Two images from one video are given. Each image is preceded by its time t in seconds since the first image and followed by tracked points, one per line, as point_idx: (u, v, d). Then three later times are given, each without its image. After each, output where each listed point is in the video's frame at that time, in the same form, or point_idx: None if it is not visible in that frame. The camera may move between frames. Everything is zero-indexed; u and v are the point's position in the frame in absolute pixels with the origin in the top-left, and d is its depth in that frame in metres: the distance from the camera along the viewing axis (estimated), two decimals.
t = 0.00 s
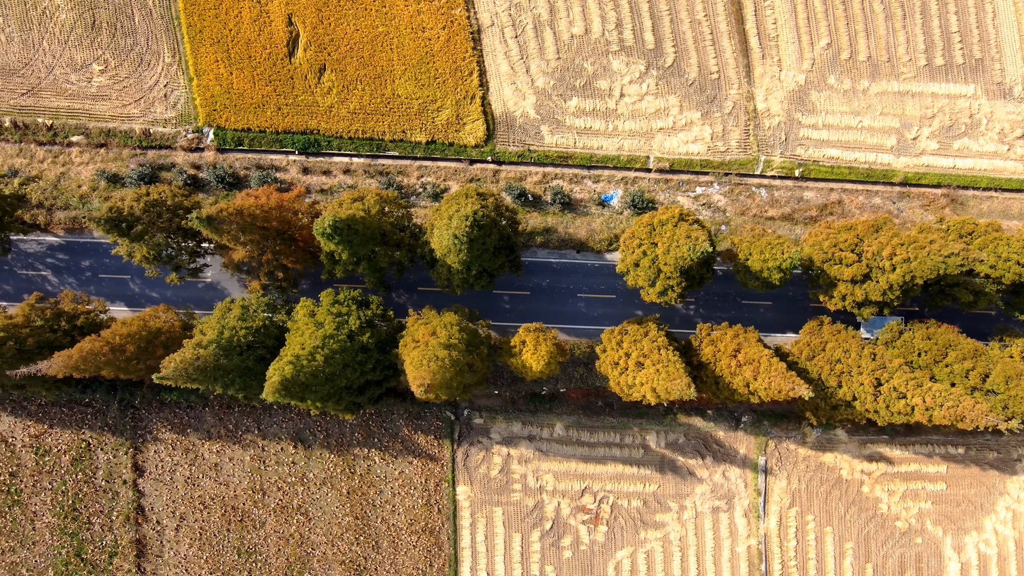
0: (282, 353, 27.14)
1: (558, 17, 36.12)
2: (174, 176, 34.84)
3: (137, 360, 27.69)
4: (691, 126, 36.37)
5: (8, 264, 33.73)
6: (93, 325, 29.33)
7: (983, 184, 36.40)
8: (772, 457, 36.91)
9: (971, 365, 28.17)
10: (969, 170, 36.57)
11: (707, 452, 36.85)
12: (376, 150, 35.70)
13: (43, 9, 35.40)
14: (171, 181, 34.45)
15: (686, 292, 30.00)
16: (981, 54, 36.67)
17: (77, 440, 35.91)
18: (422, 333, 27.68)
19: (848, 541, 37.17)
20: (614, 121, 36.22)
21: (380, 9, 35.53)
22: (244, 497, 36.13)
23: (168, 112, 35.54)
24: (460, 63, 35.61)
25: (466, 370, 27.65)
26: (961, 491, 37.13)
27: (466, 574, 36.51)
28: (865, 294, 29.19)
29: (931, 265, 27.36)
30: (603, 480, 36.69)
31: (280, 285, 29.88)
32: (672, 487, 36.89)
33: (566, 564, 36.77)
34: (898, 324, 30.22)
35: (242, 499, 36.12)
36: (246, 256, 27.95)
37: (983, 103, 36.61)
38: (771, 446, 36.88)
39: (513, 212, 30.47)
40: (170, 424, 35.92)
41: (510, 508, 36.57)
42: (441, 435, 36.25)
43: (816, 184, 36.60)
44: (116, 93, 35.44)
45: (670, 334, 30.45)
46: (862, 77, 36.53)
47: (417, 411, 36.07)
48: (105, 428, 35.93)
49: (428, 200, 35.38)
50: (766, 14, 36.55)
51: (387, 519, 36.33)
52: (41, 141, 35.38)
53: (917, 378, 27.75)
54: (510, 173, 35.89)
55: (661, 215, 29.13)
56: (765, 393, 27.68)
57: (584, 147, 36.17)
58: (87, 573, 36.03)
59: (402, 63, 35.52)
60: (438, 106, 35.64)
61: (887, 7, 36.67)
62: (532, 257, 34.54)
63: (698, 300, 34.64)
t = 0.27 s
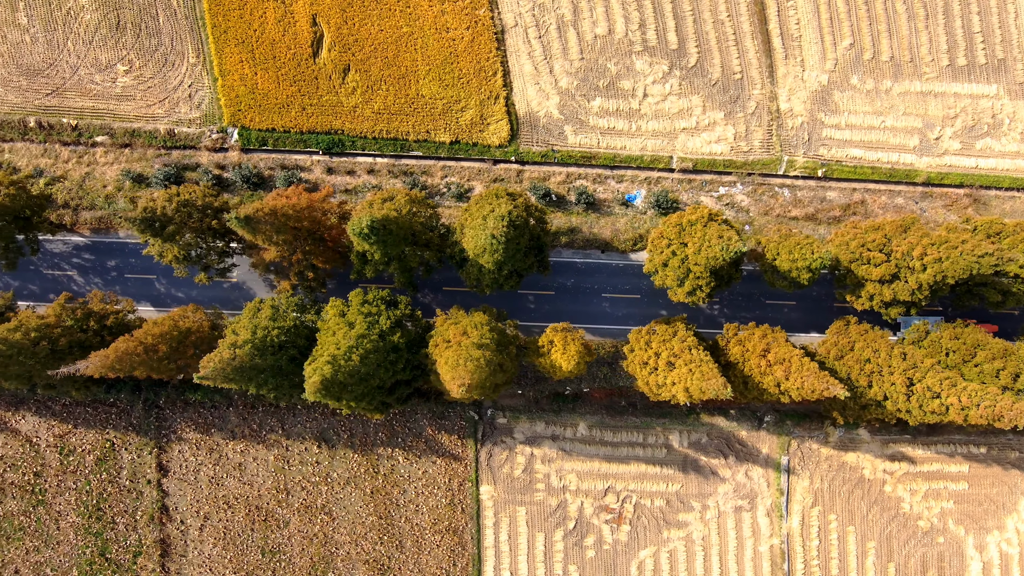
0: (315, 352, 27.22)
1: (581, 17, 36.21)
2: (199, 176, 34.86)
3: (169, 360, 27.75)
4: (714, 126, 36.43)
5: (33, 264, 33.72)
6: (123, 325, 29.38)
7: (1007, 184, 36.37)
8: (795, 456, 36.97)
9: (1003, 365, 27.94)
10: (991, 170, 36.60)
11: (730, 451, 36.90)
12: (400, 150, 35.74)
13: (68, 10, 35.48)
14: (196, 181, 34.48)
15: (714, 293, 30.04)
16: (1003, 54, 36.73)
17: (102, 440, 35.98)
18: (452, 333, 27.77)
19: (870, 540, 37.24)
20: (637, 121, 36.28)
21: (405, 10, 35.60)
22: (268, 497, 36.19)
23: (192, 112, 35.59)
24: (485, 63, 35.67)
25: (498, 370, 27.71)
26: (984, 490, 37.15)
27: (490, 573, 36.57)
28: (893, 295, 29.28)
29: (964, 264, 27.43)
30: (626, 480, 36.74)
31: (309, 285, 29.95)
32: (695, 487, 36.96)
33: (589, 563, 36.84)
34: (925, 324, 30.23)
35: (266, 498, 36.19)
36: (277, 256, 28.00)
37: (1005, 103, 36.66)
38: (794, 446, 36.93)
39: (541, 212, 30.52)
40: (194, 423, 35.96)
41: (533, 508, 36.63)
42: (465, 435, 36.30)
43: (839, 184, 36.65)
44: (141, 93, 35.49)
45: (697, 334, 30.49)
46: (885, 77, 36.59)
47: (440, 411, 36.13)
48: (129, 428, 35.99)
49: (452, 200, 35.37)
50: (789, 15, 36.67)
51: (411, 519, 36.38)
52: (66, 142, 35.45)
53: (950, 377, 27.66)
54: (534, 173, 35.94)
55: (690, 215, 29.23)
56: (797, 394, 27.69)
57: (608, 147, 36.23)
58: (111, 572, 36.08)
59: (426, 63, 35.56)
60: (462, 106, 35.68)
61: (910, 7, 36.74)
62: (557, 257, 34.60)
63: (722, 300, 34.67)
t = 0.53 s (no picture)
0: (350, 352, 27.40)
1: (605, 18, 36.28)
2: (224, 176, 34.88)
3: (200, 360, 27.79)
4: (737, 127, 36.48)
5: (59, 263, 33.72)
6: (152, 324, 29.40)
7: None
8: (817, 456, 37.00)
9: None
10: (1014, 170, 36.62)
11: (752, 451, 36.96)
12: (424, 150, 35.79)
13: (93, 10, 35.54)
14: (222, 181, 34.49)
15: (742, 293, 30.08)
16: None
17: (126, 440, 36.03)
18: (483, 333, 27.89)
19: (892, 540, 37.31)
20: (661, 122, 36.32)
21: (429, 10, 35.65)
22: (292, 497, 36.25)
23: (216, 113, 35.62)
24: (509, 64, 35.73)
25: (529, 370, 27.77)
26: (1006, 490, 37.15)
27: (513, 573, 36.61)
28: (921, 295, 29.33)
29: (995, 265, 27.51)
30: (649, 480, 36.79)
31: (338, 285, 30.00)
32: (717, 486, 37.01)
33: (612, 563, 36.92)
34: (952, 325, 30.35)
35: (290, 498, 36.24)
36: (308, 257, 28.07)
37: None
38: (816, 446, 36.97)
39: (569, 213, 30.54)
40: (218, 423, 35.99)
41: (556, 508, 36.70)
42: (488, 435, 36.34)
43: (862, 185, 36.68)
44: (166, 94, 35.54)
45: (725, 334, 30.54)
46: (908, 78, 36.63)
47: (464, 411, 36.18)
48: (153, 428, 36.03)
49: (477, 200, 35.35)
50: (812, 15, 36.75)
51: (435, 518, 36.43)
52: (90, 142, 35.51)
53: (982, 377, 27.63)
54: (557, 173, 36.00)
55: (719, 216, 29.29)
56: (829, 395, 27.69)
57: (631, 147, 36.28)
58: (136, 572, 36.11)
59: (450, 63, 35.62)
60: (486, 107, 35.74)
61: (932, 8, 36.80)
62: (582, 257, 34.62)
63: (746, 300, 34.75)
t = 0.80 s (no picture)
0: (389, 353, 27.32)
1: (629, 18, 36.36)
2: (249, 177, 34.89)
3: (231, 360, 27.83)
4: (761, 127, 36.52)
5: (84, 264, 33.63)
6: (182, 325, 29.49)
7: None
8: (840, 456, 37.04)
9: None
10: None
11: (775, 451, 36.99)
12: (448, 150, 35.82)
13: (117, 11, 35.58)
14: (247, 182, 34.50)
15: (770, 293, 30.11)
16: None
17: (150, 440, 36.05)
18: (515, 334, 27.91)
19: (915, 539, 37.33)
20: (684, 122, 36.37)
21: (453, 11, 35.75)
22: (316, 497, 36.27)
23: (241, 113, 35.66)
24: (533, 64, 35.80)
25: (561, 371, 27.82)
26: None
27: (537, 573, 36.62)
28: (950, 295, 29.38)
29: None
30: (672, 480, 36.83)
31: (367, 285, 30.03)
32: (741, 486, 37.05)
33: (635, 563, 36.95)
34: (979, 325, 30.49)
35: (314, 498, 36.26)
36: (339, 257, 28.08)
37: None
38: (839, 446, 37.00)
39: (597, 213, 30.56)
40: (243, 424, 36.03)
41: (580, 508, 36.74)
42: (512, 435, 36.38)
43: (885, 185, 36.73)
44: (191, 94, 35.58)
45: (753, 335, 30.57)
46: (931, 78, 36.67)
47: (488, 411, 36.23)
48: (177, 428, 36.06)
49: (501, 201, 35.34)
50: (835, 16, 36.84)
51: (459, 518, 36.44)
52: (115, 142, 35.54)
53: (1013, 376, 27.65)
54: (581, 174, 36.04)
55: (748, 216, 29.31)
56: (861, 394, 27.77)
57: (655, 148, 36.31)
58: (159, 572, 36.09)
59: (474, 64, 35.69)
60: (510, 107, 35.78)
61: (955, 8, 36.87)
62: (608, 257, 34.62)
63: (770, 300, 34.79)
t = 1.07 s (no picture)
0: (424, 353, 27.36)
1: (653, 19, 36.45)
2: (274, 177, 34.93)
3: (263, 360, 27.89)
4: (784, 128, 36.55)
5: (110, 264, 33.62)
6: (211, 325, 29.52)
7: None
8: (863, 456, 37.07)
9: None
10: None
11: (798, 451, 37.02)
12: (472, 150, 35.85)
13: (142, 11, 35.62)
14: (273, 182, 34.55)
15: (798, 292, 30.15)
16: None
17: (174, 440, 36.06)
18: (546, 333, 27.93)
19: (937, 539, 37.37)
20: (708, 122, 36.39)
21: (477, 11, 35.80)
22: (340, 497, 36.31)
23: (265, 113, 35.70)
24: (557, 65, 35.83)
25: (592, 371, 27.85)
26: None
27: (560, 573, 36.66)
28: (979, 295, 29.38)
29: None
30: (696, 480, 36.86)
31: (396, 286, 30.07)
32: (764, 487, 37.09)
33: (658, 563, 37.00)
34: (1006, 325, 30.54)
35: (338, 498, 36.31)
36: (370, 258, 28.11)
37: None
38: (862, 446, 37.03)
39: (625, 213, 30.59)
40: (267, 424, 36.07)
41: (603, 508, 36.78)
42: (536, 435, 36.41)
43: (908, 185, 36.75)
44: (215, 95, 35.61)
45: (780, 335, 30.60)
46: (954, 79, 36.71)
47: (512, 411, 36.28)
48: (201, 428, 36.08)
49: (525, 201, 35.36)
50: (858, 17, 36.91)
51: (482, 518, 36.47)
52: (139, 143, 35.56)
53: None
54: (605, 174, 36.08)
55: (778, 217, 29.40)
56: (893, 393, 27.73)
57: (678, 148, 36.34)
58: (183, 573, 36.08)
59: (499, 64, 35.71)
60: (534, 108, 35.79)
61: (978, 8, 36.91)
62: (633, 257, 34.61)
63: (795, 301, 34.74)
